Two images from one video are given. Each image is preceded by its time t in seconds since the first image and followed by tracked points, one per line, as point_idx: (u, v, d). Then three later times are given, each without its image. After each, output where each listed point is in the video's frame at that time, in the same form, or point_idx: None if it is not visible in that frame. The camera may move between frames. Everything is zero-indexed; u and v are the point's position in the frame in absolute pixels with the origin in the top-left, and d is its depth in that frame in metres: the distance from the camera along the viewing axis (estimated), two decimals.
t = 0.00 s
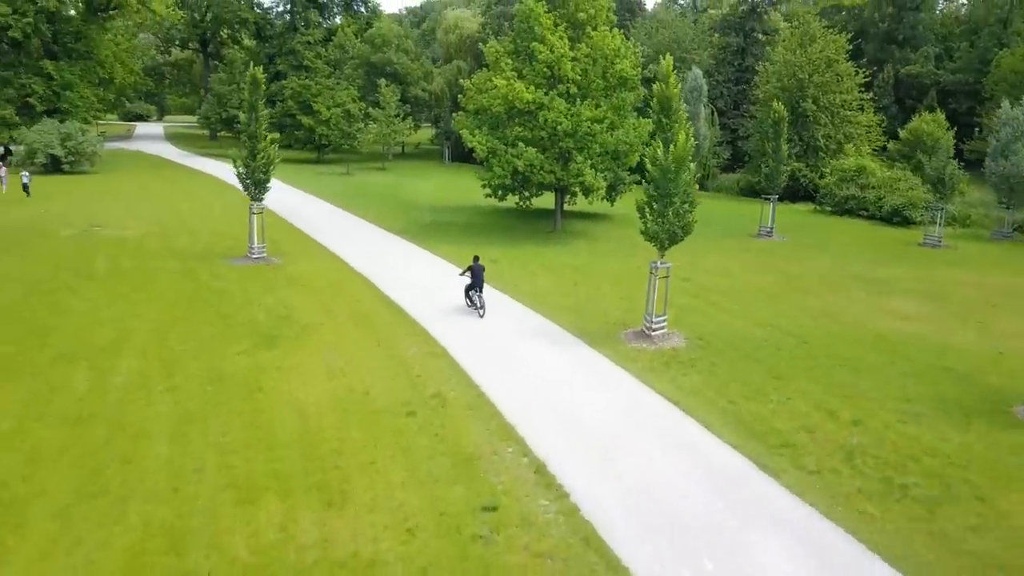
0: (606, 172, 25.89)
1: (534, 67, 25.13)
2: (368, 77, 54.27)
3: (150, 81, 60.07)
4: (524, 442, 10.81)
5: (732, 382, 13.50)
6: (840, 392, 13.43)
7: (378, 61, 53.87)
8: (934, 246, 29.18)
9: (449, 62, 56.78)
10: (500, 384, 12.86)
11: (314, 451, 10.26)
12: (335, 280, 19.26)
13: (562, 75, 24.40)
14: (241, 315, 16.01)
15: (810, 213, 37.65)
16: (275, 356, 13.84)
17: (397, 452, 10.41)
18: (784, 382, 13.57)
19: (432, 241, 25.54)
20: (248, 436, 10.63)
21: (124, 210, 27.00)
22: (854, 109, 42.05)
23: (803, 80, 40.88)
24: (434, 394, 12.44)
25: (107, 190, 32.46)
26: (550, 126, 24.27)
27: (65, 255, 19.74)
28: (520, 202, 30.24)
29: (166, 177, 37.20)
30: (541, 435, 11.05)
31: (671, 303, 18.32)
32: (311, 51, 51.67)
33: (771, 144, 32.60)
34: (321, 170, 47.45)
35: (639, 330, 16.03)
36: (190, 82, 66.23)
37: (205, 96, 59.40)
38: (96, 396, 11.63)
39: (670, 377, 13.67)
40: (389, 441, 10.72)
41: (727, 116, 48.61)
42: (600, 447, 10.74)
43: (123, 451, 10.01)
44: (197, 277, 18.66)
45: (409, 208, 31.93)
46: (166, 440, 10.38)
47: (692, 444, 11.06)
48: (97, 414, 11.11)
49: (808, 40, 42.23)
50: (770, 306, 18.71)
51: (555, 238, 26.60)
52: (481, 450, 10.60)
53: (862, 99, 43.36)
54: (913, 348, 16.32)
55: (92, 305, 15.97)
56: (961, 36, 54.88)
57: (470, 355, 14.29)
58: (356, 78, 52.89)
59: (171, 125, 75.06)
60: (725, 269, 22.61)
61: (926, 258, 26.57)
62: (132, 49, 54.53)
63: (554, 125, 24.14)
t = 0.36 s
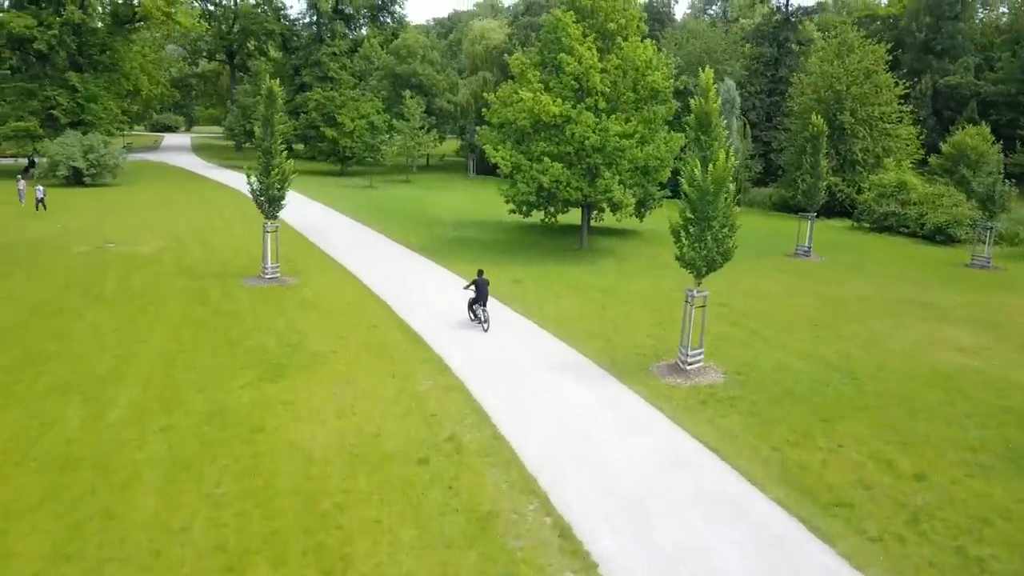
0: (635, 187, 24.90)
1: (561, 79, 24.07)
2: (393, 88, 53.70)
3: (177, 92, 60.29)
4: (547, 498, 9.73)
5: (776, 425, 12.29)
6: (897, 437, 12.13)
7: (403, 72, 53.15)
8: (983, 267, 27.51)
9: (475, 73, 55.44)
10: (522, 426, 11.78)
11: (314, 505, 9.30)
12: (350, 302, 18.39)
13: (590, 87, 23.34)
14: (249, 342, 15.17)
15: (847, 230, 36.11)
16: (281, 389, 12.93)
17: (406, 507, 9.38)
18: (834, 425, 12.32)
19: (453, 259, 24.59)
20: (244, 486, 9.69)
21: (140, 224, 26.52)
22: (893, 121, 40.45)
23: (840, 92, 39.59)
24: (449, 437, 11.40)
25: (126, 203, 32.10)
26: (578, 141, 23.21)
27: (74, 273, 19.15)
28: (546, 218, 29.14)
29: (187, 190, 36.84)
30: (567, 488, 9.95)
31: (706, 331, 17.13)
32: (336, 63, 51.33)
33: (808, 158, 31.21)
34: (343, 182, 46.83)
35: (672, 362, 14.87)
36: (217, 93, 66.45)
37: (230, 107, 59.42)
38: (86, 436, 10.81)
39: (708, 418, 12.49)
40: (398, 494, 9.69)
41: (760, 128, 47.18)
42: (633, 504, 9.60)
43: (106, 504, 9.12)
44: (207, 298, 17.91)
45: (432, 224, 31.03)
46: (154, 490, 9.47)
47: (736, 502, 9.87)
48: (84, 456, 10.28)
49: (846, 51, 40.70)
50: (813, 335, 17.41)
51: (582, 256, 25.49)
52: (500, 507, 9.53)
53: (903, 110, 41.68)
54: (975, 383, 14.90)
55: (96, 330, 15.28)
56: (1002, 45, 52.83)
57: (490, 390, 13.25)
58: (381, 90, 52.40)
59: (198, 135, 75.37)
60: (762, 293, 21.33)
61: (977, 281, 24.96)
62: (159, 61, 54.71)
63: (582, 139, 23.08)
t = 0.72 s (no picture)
0: (649, 202, 23.94)
1: (573, 90, 23.07)
2: (401, 99, 52.95)
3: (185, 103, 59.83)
4: (561, 560, 8.69)
5: (810, 470, 11.19)
6: (944, 484, 10.99)
7: (411, 82, 52.40)
8: (1014, 286, 26.21)
9: (485, 83, 54.41)
10: (534, 471, 10.75)
11: (297, 570, 8.30)
12: (349, 326, 17.42)
13: (604, 98, 22.28)
14: (240, 371, 14.22)
15: (868, 246, 34.86)
16: (270, 426, 11.96)
17: (400, 572, 8.36)
18: (873, 471, 11.21)
19: (461, 277, 23.54)
20: (220, 545, 8.71)
21: (137, 240, 25.68)
22: (914, 133, 39.25)
23: (859, 103, 38.47)
24: (450, 485, 10.37)
25: (126, 217, 31.31)
26: (590, 155, 22.17)
27: (61, 294, 18.26)
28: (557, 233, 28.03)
29: (190, 203, 36.08)
30: (583, 548, 8.89)
31: (727, 360, 16.04)
32: (345, 74, 50.71)
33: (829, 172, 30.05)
34: (349, 195, 45.92)
35: (693, 396, 13.78)
36: (225, 104, 66.05)
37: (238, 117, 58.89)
38: (53, 483, 9.86)
39: (734, 462, 11.40)
40: (391, 556, 8.66)
41: (776, 141, 46.07)
42: (657, 567, 8.53)
43: (65, 568, 8.16)
44: (199, 321, 17.01)
45: (438, 239, 30.00)
46: (120, 550, 8.50)
47: (772, 566, 8.77)
48: (46, 508, 9.30)
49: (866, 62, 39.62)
50: (842, 363, 16.27)
51: (594, 274, 24.39)
52: (506, 572, 8.50)
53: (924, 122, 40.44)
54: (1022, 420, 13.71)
55: (78, 357, 14.38)
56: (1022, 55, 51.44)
57: (498, 426, 12.23)
58: (389, 101, 51.68)
59: (205, 146, 74.81)
60: (784, 316, 20.22)
61: (1009, 303, 23.69)
62: (166, 71, 54.36)
63: (594, 153, 22.03)
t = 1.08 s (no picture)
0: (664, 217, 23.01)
1: (586, 101, 22.10)
2: (410, 109, 52.21)
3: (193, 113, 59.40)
4: None
5: (850, 521, 10.14)
6: (1000, 538, 9.92)
7: (420, 93, 51.66)
8: None
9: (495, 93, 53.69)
10: (544, 520, 9.74)
11: None
12: (350, 350, 16.51)
13: (618, 109, 21.28)
14: (230, 401, 13.31)
15: (890, 262, 33.70)
16: (259, 466, 11.03)
17: None
18: (920, 521, 10.17)
19: (469, 294, 22.58)
20: None
21: (134, 256, 24.90)
22: (937, 145, 38.13)
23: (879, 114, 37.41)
24: (453, 537, 9.40)
25: (126, 230, 30.59)
26: (604, 169, 21.17)
27: (49, 315, 17.44)
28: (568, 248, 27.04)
29: (193, 215, 35.35)
30: None
31: (751, 389, 15.00)
32: (353, 84, 50.21)
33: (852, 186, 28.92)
34: (356, 207, 45.09)
35: (717, 432, 12.77)
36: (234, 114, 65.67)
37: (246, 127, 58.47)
38: (15, 536, 8.96)
39: (765, 511, 10.37)
40: None
41: (792, 153, 44.99)
42: None
43: None
44: (192, 345, 16.14)
45: (446, 254, 29.07)
46: None
47: None
48: (6, 566, 8.41)
49: (886, 72, 38.56)
50: (874, 394, 15.21)
51: (607, 292, 23.40)
52: None
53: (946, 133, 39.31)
54: None
55: (59, 385, 13.51)
56: None
57: (505, 466, 11.24)
58: (398, 112, 50.97)
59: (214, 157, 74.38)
60: (808, 339, 19.16)
61: None
62: (174, 82, 53.96)
63: (608, 167, 21.04)
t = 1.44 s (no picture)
0: (686, 233, 22.09)
1: (604, 112, 21.18)
2: (423, 119, 51.55)
3: (206, 123, 59.18)
4: None
5: None
6: None
7: (435, 103, 51.00)
8: None
9: (509, 104, 52.88)
10: None
11: None
12: (355, 374, 15.66)
13: (638, 120, 20.34)
14: (227, 431, 12.49)
15: (919, 278, 32.51)
16: (252, 507, 10.19)
17: None
18: None
19: (482, 312, 21.66)
20: None
21: (139, 270, 24.26)
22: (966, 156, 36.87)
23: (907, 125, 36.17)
24: None
25: (132, 242, 30.01)
26: (623, 183, 20.25)
27: (45, 333, 16.75)
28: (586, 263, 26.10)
29: (202, 227, 34.76)
30: None
31: (783, 421, 13.98)
32: (367, 93, 49.82)
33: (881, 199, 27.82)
34: (368, 218, 44.40)
35: (749, 471, 11.82)
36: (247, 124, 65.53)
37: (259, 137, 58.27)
38: None
39: (807, 564, 9.39)
40: None
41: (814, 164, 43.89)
42: None
43: None
44: (191, 367, 15.37)
45: (458, 269, 28.23)
46: None
47: None
48: None
49: (912, 81, 37.43)
50: (916, 427, 14.16)
51: (626, 310, 22.44)
52: None
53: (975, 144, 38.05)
54: None
55: (47, 411, 12.76)
56: None
57: (518, 511, 10.27)
58: (412, 122, 50.37)
59: (228, 166, 74.22)
60: (839, 364, 18.13)
61: None
62: (187, 92, 53.74)
63: (627, 180, 20.11)
